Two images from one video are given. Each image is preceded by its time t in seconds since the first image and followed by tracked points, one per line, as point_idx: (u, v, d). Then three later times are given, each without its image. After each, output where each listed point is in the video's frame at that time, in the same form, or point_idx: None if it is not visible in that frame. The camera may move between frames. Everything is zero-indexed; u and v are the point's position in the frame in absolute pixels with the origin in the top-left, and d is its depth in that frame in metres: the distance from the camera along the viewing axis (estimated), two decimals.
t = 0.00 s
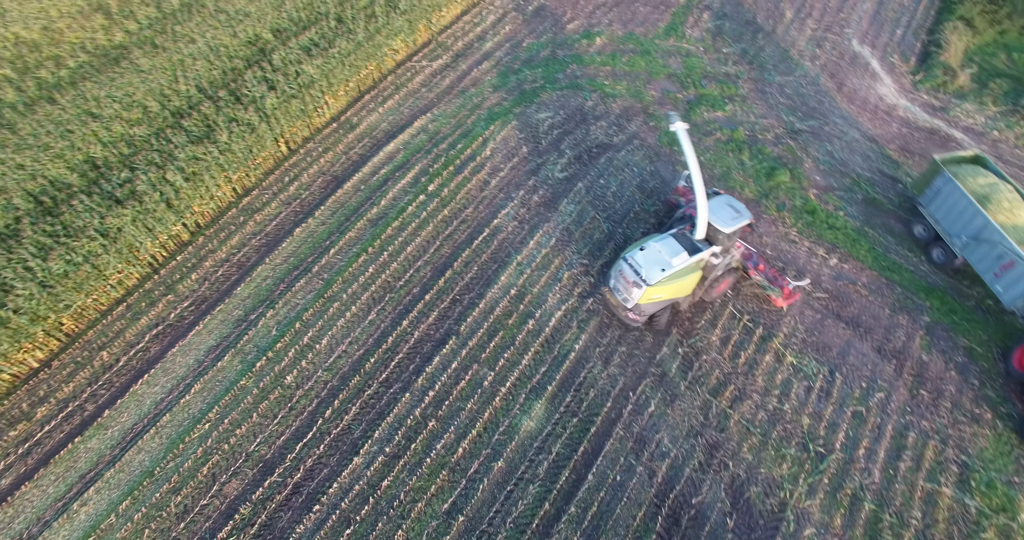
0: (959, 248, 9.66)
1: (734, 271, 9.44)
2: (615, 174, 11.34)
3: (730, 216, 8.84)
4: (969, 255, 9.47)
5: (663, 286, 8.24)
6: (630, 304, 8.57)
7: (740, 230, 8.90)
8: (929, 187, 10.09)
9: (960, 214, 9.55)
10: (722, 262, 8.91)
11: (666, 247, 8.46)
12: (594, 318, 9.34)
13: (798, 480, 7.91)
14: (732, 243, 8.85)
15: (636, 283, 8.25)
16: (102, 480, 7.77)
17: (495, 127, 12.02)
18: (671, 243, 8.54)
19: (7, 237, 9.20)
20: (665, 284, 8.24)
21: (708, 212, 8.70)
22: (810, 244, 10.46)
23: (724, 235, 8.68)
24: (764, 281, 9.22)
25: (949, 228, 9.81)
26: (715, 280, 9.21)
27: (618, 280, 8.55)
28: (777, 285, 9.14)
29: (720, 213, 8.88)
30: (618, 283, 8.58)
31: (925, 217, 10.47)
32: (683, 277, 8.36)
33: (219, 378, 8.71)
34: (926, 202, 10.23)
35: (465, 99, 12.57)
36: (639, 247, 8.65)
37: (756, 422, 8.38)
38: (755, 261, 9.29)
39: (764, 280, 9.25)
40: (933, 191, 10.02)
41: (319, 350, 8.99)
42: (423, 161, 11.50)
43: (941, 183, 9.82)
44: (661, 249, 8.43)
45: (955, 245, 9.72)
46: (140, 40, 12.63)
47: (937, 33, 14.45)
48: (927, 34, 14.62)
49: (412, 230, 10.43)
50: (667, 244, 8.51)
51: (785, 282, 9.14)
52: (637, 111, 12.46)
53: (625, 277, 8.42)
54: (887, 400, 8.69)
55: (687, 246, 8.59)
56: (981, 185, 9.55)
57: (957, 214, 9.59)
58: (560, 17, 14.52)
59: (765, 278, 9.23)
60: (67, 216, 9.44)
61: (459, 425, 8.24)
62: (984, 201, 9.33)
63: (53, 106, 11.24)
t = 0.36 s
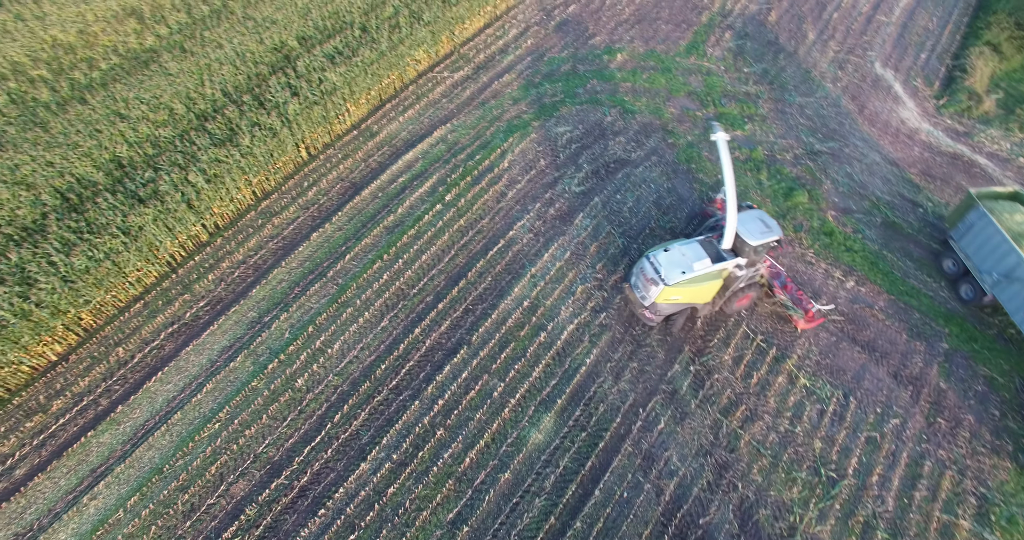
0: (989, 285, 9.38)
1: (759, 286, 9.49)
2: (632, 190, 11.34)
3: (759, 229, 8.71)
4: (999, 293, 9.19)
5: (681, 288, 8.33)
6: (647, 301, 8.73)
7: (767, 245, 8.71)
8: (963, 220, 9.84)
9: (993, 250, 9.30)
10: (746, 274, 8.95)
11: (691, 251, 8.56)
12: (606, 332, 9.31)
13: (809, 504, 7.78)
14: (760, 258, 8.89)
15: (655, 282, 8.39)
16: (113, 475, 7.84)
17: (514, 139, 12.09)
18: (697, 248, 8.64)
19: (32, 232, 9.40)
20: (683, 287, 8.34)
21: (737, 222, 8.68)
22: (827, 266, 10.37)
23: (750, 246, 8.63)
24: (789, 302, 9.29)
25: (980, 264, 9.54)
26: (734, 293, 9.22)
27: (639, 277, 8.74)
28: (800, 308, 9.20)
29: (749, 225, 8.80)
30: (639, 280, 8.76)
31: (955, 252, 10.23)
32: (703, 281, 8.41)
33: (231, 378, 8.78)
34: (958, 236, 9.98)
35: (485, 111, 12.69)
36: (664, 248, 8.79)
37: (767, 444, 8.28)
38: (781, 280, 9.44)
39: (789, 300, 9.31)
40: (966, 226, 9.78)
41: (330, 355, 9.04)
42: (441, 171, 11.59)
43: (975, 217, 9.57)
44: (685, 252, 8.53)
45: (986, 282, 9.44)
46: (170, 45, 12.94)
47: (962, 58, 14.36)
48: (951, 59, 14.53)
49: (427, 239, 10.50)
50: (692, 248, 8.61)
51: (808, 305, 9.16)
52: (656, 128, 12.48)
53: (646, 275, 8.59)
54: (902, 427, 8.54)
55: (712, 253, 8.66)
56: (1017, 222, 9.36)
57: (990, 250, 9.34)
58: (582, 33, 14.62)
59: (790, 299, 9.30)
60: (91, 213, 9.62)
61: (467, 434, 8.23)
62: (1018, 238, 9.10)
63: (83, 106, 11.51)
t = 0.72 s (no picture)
0: (1012, 319, 9.10)
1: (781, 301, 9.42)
2: (644, 203, 11.34)
3: (784, 243, 8.73)
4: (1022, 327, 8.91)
5: (698, 290, 8.50)
6: (663, 300, 8.92)
7: (791, 259, 8.71)
8: (989, 250, 9.60)
9: (1019, 282, 9.04)
10: (767, 285, 8.88)
11: (713, 255, 8.71)
12: (615, 345, 9.28)
13: (817, 525, 7.66)
14: (784, 270, 8.82)
15: (673, 280, 8.59)
16: (120, 474, 7.88)
17: (527, 151, 12.15)
18: (720, 253, 8.77)
19: (51, 231, 9.55)
20: (699, 289, 8.50)
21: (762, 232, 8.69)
22: (839, 284, 10.30)
23: (773, 258, 8.64)
24: (809, 321, 9.20)
25: (1004, 297, 9.27)
26: (752, 304, 9.21)
27: (658, 275, 8.96)
28: (818, 329, 9.10)
29: (774, 238, 8.81)
30: (658, 278, 8.98)
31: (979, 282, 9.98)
32: (722, 286, 8.55)
33: (239, 381, 8.83)
34: (983, 266, 9.73)
35: (499, 122, 12.78)
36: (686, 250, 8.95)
37: (775, 462, 8.18)
38: (806, 298, 9.31)
39: (809, 319, 9.20)
40: (992, 256, 9.54)
41: (339, 361, 9.07)
42: (454, 181, 11.66)
43: (1002, 248, 9.33)
44: (706, 256, 8.68)
45: (1009, 315, 9.15)
46: (191, 51, 13.16)
47: (979, 79, 14.28)
48: (969, 80, 14.47)
49: (439, 248, 10.55)
50: (714, 253, 8.75)
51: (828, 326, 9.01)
52: (669, 143, 12.50)
53: (665, 273, 8.80)
54: (914, 449, 8.39)
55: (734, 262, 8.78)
56: None
57: (1016, 282, 9.08)
58: (597, 47, 14.71)
59: (811, 317, 9.19)
60: (108, 214, 9.74)
61: (473, 444, 8.21)
62: None
63: (105, 109, 11.72)
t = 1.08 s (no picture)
0: None
1: (800, 315, 9.34)
2: (652, 215, 11.34)
3: (809, 257, 8.49)
4: None
5: (714, 290, 8.68)
6: (680, 298, 9.18)
7: (813, 273, 8.48)
8: (1011, 277, 9.41)
9: None
10: (785, 296, 8.73)
11: (734, 259, 8.82)
12: (621, 357, 9.25)
13: None
14: (804, 284, 8.63)
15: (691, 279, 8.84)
16: (124, 477, 7.91)
17: (536, 161, 12.19)
18: (742, 258, 8.84)
19: (64, 234, 9.66)
20: (715, 289, 8.67)
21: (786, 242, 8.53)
22: (847, 299, 10.24)
23: (793, 269, 8.45)
24: (825, 337, 9.17)
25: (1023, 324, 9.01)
26: (768, 313, 9.14)
27: (679, 272, 9.23)
28: (833, 345, 9.05)
29: (800, 250, 8.60)
30: (679, 276, 9.25)
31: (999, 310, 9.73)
32: (739, 289, 8.63)
33: (245, 386, 8.86)
34: (1003, 293, 9.52)
35: (508, 133, 12.86)
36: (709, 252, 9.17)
37: (781, 477, 8.10)
38: (826, 315, 9.32)
39: (826, 335, 9.17)
40: (1014, 282, 9.34)
41: (344, 368, 9.08)
42: (462, 190, 11.71)
43: None
44: (727, 259, 8.83)
45: None
46: (205, 58, 13.33)
47: (991, 95, 14.22)
48: (980, 96, 14.42)
49: (446, 256, 10.58)
50: (737, 258, 8.86)
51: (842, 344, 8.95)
52: (678, 155, 12.51)
53: (686, 271, 9.05)
54: (924, 466, 8.25)
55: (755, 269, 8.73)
56: None
57: None
58: (607, 59, 14.79)
59: (828, 334, 9.15)
60: (120, 218, 9.83)
61: (477, 453, 8.18)
62: None
63: (120, 115, 11.88)
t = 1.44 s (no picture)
0: None
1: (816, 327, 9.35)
2: (656, 225, 11.35)
3: (830, 270, 8.48)
4: None
5: (729, 290, 8.76)
6: (696, 294, 9.32)
7: (832, 285, 8.50)
8: None
9: None
10: (801, 305, 8.75)
11: (754, 263, 8.86)
12: (624, 366, 9.23)
13: None
14: (822, 294, 8.65)
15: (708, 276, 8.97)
16: (126, 481, 7.90)
17: (540, 170, 12.23)
18: (763, 263, 8.87)
19: (71, 238, 9.72)
20: (731, 289, 8.77)
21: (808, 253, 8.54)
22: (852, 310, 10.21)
23: (812, 278, 8.48)
24: (837, 352, 9.18)
25: None
26: (783, 320, 9.15)
27: (698, 271, 9.37)
28: (844, 362, 9.07)
29: (821, 262, 8.59)
30: (698, 274, 9.39)
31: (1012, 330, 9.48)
32: (754, 292, 8.69)
33: (248, 392, 8.87)
34: (1017, 316, 9.21)
35: (513, 142, 12.92)
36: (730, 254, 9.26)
37: (784, 488, 8.04)
38: (842, 331, 9.31)
39: (839, 350, 9.18)
40: None
41: (346, 375, 9.08)
42: (467, 198, 11.75)
43: None
44: (746, 262, 8.88)
45: None
46: (213, 66, 13.46)
47: (996, 107, 14.23)
48: (985, 109, 14.44)
49: (451, 264, 10.60)
50: (757, 262, 8.89)
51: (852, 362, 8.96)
52: (682, 165, 12.54)
53: (705, 270, 9.17)
54: (929, 479, 8.18)
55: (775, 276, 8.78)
56: None
57: None
58: (612, 70, 14.86)
59: (840, 349, 9.15)
60: (126, 223, 9.89)
61: (479, 461, 8.16)
62: None
63: (128, 121, 11.98)
